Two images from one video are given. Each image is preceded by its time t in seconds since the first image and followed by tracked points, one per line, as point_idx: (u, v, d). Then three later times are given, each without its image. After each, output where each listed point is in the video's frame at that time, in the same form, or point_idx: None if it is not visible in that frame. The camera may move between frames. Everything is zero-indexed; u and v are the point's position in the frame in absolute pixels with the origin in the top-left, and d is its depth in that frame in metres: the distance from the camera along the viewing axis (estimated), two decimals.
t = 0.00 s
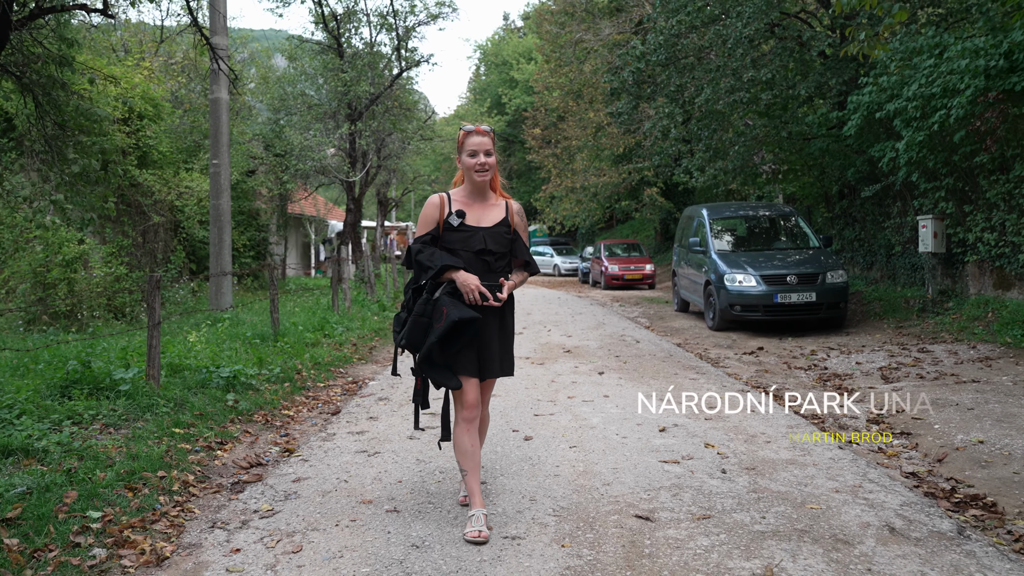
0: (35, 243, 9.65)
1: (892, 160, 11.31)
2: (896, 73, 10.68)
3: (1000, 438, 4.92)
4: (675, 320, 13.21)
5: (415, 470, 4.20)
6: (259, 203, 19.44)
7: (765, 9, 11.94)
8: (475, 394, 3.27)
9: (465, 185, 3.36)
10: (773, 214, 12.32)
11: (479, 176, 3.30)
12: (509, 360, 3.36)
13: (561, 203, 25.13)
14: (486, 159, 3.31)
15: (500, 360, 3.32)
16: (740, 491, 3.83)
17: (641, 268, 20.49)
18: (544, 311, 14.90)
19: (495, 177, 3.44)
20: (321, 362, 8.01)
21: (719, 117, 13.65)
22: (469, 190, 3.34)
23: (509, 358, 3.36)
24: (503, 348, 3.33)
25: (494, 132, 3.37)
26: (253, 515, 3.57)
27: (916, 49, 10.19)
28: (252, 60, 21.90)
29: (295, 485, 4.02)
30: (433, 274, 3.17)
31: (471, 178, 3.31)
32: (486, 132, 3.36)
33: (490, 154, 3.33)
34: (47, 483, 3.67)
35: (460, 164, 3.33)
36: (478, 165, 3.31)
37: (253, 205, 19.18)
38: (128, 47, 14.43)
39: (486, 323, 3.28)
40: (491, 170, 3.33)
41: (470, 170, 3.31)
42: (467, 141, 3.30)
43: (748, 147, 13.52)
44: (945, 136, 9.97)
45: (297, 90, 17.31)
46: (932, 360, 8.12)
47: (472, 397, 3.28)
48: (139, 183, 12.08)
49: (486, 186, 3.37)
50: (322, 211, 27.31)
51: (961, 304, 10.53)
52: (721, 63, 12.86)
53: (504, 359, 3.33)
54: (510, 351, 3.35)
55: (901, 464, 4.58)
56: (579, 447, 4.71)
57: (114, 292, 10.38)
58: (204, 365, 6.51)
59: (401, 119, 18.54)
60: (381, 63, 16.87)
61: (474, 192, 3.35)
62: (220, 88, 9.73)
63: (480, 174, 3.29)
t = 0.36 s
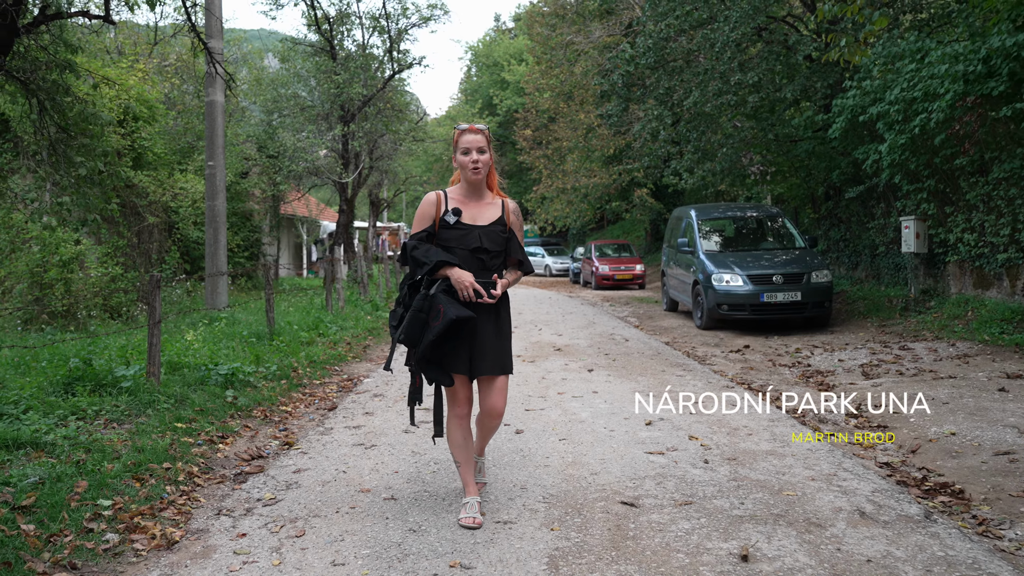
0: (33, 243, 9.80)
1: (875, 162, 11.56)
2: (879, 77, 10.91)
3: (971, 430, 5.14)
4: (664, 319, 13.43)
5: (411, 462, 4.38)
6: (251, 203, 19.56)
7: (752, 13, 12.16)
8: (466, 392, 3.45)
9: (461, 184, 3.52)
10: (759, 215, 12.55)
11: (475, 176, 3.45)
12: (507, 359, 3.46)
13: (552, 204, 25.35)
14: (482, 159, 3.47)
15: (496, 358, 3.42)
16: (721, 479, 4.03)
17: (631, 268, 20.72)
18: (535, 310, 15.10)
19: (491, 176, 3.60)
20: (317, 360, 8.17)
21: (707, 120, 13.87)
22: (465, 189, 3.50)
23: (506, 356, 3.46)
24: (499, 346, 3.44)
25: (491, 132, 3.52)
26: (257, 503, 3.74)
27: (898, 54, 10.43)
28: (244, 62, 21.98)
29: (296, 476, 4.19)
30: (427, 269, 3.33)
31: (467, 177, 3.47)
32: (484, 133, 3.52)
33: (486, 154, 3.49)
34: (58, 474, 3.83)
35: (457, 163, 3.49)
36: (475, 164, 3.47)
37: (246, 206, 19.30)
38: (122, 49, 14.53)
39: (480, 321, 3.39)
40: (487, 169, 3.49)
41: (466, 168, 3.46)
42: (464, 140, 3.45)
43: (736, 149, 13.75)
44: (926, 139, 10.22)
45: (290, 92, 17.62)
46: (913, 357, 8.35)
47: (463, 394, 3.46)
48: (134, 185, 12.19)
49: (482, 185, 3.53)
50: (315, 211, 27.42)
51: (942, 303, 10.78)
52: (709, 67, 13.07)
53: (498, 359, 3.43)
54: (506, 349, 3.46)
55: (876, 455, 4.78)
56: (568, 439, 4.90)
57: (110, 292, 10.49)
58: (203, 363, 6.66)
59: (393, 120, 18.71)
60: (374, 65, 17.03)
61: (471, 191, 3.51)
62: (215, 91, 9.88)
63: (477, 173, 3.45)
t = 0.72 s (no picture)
0: (36, 242, 9.90)
1: (864, 162, 11.78)
2: (868, 79, 11.13)
3: (950, 420, 5.35)
4: (657, 317, 13.65)
5: (411, 450, 4.57)
6: (250, 203, 19.72)
7: (744, 16, 12.36)
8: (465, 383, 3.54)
9: (457, 182, 3.56)
10: (752, 215, 12.76)
11: (470, 173, 3.48)
12: (504, 351, 3.46)
13: (548, 204, 25.56)
14: (478, 155, 3.49)
15: (492, 351, 3.44)
16: (707, 465, 4.24)
17: (626, 268, 20.93)
18: (531, 309, 15.30)
19: (489, 173, 3.61)
20: (317, 356, 8.36)
21: (701, 121, 14.07)
22: (462, 187, 3.53)
23: (504, 348, 3.46)
24: (495, 339, 3.45)
25: (487, 128, 3.53)
26: (266, 488, 3.93)
27: (887, 57, 10.64)
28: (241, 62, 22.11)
29: (302, 463, 4.38)
30: (421, 268, 3.41)
31: (464, 174, 3.50)
32: (480, 130, 3.53)
33: (482, 151, 3.51)
34: (76, 460, 4.01)
35: (455, 161, 3.52)
36: (471, 161, 3.50)
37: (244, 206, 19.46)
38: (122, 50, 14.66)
39: (475, 315, 3.43)
40: (484, 166, 3.50)
41: (464, 166, 3.49)
42: (460, 139, 3.48)
43: (729, 150, 13.97)
44: (913, 140, 10.44)
45: (288, 93, 17.87)
46: (898, 353, 8.57)
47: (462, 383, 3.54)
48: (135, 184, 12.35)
49: (479, 182, 3.55)
50: (312, 211, 27.60)
51: (929, 301, 11.02)
52: (702, 68, 13.27)
53: (495, 351, 3.44)
54: (503, 341, 3.46)
55: (857, 444, 4.99)
56: (562, 429, 5.10)
57: (113, 290, 10.64)
58: (207, 358, 6.84)
59: (390, 121, 18.88)
60: (371, 66, 17.22)
61: (467, 188, 3.53)
62: (217, 92, 10.06)
63: (472, 170, 3.47)
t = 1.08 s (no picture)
0: (41, 241, 10.15)
1: (854, 163, 12.01)
2: (857, 82, 11.36)
3: (929, 413, 5.57)
4: (651, 316, 13.88)
5: (413, 440, 4.78)
6: (249, 203, 19.91)
7: (737, 20, 12.56)
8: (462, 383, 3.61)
9: (462, 188, 3.66)
10: (745, 215, 12.99)
11: (473, 179, 3.57)
12: (498, 353, 3.51)
13: (544, 204, 25.77)
14: (483, 162, 3.57)
15: (486, 353, 3.50)
16: (695, 454, 4.46)
17: (621, 268, 21.14)
18: (527, 308, 15.52)
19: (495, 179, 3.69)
20: (319, 353, 8.56)
21: (695, 122, 14.28)
22: (466, 193, 3.63)
23: (499, 351, 3.51)
24: (490, 342, 3.51)
25: (492, 136, 3.61)
26: (275, 475, 4.13)
27: (876, 60, 10.86)
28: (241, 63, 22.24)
29: (308, 453, 4.59)
30: (418, 272, 3.51)
31: (467, 179, 3.59)
32: (487, 138, 3.61)
33: (487, 158, 3.59)
34: (94, 449, 4.21)
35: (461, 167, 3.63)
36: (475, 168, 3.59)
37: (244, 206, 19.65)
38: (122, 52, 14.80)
39: (471, 317, 3.51)
40: (487, 173, 3.58)
41: (467, 172, 3.58)
42: (464, 146, 3.58)
43: (722, 151, 14.18)
44: (901, 142, 10.67)
45: (287, 95, 18.02)
46: (885, 350, 8.80)
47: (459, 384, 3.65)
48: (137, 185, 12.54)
49: (484, 188, 3.63)
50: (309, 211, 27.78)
51: (917, 299, 11.26)
52: (695, 71, 13.48)
53: (491, 353, 3.51)
54: (498, 344, 3.52)
55: (840, 435, 5.20)
56: (557, 421, 5.31)
57: (116, 289, 10.83)
58: (213, 355, 7.04)
59: (388, 122, 19.06)
60: (369, 68, 17.42)
61: (471, 194, 3.63)
62: (219, 94, 10.23)
63: (475, 176, 3.56)
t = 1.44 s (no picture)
0: (48, 241, 10.36)
1: (846, 166, 12.26)
2: (849, 87, 11.60)
3: (912, 407, 5.81)
4: (646, 315, 14.12)
5: (417, 433, 5.00)
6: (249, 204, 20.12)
7: (731, 24, 12.79)
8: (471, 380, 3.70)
9: (473, 187, 3.80)
10: (739, 217, 13.22)
11: (487, 178, 3.70)
12: (512, 349, 3.65)
13: (541, 204, 26.00)
14: (495, 161, 3.70)
15: (500, 349, 3.64)
16: (686, 445, 4.69)
17: (617, 268, 21.38)
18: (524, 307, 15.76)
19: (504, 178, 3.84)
20: (322, 350, 8.77)
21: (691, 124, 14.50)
22: (477, 192, 3.77)
23: (513, 346, 3.65)
24: (502, 337, 3.64)
25: (502, 136, 3.76)
26: (287, 465, 4.35)
27: (866, 65, 11.10)
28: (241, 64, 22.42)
29: (317, 444, 4.80)
30: (433, 270, 3.63)
31: (479, 177, 3.72)
32: (497, 137, 3.75)
33: (499, 157, 3.72)
34: (114, 440, 4.42)
35: (473, 166, 3.75)
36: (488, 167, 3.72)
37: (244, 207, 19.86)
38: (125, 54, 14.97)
39: (485, 313, 3.63)
40: (499, 171, 3.72)
41: (480, 171, 3.71)
42: (476, 145, 3.71)
43: (716, 153, 14.42)
44: (890, 145, 10.92)
45: (287, 96, 18.12)
46: (873, 348, 9.03)
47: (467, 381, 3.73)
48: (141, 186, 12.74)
49: (495, 187, 3.77)
50: (307, 210, 27.97)
51: (907, 299, 11.51)
52: (690, 74, 13.71)
53: (505, 348, 3.64)
54: (511, 340, 3.66)
55: (826, 429, 5.43)
56: (555, 415, 5.54)
57: (121, 288, 11.03)
58: (220, 352, 7.25)
59: (386, 123, 19.26)
60: (368, 70, 17.59)
61: (482, 192, 3.77)
62: (223, 97, 10.41)
63: (488, 175, 3.69)
